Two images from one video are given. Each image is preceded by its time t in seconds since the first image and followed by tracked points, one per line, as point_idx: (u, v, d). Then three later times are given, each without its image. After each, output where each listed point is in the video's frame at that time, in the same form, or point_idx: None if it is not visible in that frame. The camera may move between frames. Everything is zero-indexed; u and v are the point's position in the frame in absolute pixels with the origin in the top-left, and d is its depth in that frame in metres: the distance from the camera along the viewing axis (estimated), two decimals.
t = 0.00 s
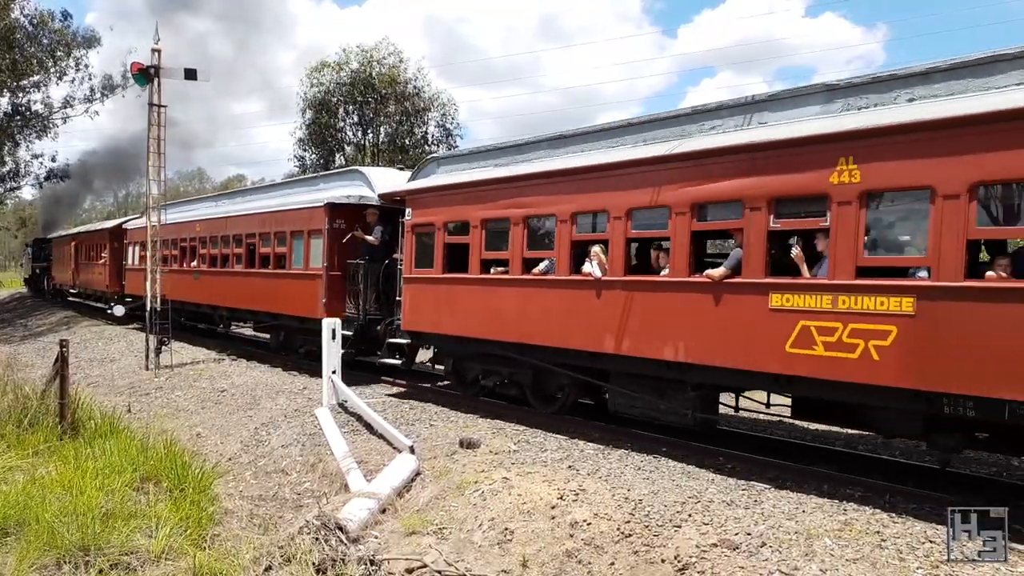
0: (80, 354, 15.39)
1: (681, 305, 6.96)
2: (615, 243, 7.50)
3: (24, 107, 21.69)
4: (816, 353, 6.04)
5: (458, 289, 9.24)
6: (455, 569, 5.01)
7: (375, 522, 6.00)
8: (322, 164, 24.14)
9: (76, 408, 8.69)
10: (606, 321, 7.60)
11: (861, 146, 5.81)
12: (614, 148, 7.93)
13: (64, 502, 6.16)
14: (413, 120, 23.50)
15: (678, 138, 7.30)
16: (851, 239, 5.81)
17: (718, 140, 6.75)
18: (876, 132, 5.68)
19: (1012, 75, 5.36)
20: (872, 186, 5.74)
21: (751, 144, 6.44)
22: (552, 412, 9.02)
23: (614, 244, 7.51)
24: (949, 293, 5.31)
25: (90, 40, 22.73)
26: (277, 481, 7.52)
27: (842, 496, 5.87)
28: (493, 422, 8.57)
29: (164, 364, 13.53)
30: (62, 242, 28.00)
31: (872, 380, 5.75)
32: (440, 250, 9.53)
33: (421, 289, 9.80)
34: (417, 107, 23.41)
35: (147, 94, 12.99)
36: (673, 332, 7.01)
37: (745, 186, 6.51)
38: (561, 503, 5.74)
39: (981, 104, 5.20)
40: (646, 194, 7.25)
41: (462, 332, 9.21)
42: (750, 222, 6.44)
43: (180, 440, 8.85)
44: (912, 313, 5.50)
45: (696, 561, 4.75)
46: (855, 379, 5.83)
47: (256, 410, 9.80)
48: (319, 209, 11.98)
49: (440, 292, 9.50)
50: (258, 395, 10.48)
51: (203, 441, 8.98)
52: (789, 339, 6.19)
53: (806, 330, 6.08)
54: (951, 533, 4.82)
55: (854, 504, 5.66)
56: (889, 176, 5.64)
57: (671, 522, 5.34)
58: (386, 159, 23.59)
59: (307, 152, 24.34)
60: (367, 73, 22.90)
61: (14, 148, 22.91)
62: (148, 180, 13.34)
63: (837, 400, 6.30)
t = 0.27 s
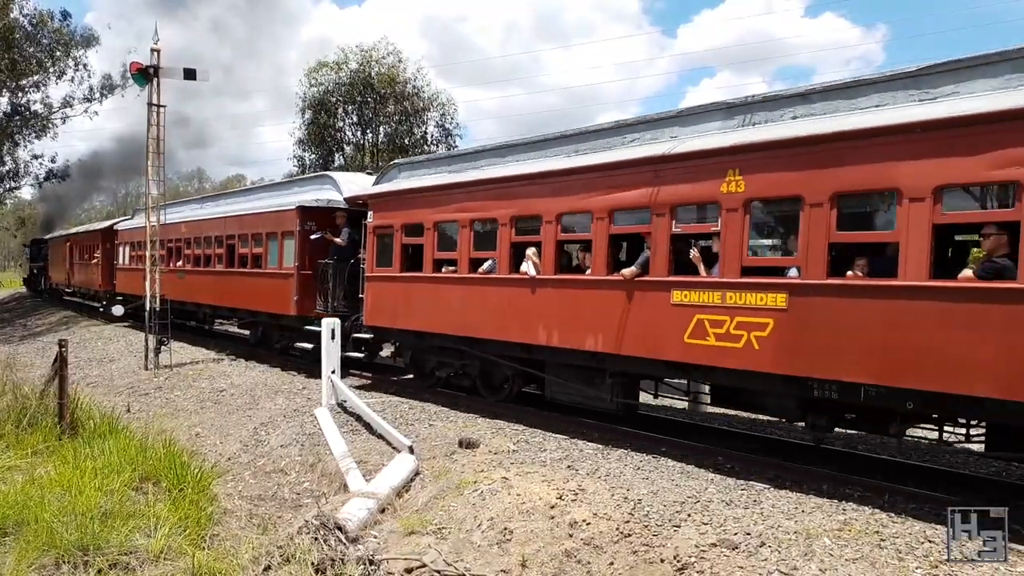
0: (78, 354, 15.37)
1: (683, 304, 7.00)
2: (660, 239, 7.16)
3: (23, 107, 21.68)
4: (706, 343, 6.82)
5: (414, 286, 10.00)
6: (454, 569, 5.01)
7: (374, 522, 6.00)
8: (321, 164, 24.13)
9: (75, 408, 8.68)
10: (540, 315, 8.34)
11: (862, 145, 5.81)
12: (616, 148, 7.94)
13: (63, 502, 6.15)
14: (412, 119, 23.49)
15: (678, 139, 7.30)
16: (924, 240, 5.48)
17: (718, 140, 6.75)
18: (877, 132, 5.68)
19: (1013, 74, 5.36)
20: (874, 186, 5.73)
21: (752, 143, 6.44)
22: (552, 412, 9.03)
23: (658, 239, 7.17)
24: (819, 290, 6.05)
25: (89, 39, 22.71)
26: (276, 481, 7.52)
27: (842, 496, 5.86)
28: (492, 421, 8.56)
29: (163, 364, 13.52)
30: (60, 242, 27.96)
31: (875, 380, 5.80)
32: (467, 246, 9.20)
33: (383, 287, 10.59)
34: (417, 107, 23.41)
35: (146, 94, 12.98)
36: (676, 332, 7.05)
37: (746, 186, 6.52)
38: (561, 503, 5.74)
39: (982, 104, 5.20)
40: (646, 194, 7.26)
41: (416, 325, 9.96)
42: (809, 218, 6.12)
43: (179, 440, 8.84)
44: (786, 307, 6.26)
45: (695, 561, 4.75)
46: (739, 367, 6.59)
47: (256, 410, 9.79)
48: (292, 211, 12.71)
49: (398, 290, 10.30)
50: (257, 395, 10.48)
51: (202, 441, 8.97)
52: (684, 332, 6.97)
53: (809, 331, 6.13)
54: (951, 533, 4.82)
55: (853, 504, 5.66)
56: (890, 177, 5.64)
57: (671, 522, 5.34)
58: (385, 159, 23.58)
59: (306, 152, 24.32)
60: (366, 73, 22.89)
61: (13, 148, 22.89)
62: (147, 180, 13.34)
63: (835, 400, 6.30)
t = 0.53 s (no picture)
0: (77, 353, 15.36)
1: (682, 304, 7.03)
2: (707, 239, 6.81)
3: (23, 106, 21.67)
4: (623, 334, 7.50)
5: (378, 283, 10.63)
6: (453, 569, 5.01)
7: (373, 522, 6.00)
8: (320, 164, 24.12)
9: (74, 408, 8.68)
10: (510, 312, 8.68)
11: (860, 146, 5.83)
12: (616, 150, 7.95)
13: (62, 502, 6.15)
14: (411, 119, 23.49)
15: (677, 139, 7.30)
16: (891, 240, 5.68)
17: (718, 140, 6.76)
18: (878, 134, 5.69)
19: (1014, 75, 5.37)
20: (874, 187, 5.73)
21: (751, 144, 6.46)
22: (551, 411, 9.03)
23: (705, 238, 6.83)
24: (723, 287, 6.70)
25: (88, 39, 22.67)
26: (276, 481, 7.52)
27: (840, 496, 5.87)
28: (491, 422, 8.57)
29: (163, 364, 13.51)
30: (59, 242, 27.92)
31: (868, 379, 5.86)
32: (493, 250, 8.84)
33: (347, 286, 11.27)
34: (416, 107, 23.41)
35: (146, 94, 12.98)
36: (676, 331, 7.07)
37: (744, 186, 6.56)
38: (560, 503, 5.74)
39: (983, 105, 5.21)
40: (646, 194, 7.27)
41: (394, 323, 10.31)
42: (874, 217, 5.76)
43: (178, 440, 8.83)
44: (691, 301, 6.93)
45: (694, 561, 4.75)
46: (648, 354, 7.29)
47: (255, 410, 9.79)
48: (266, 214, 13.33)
49: (359, 289, 11.01)
50: (257, 395, 10.48)
51: (201, 441, 8.97)
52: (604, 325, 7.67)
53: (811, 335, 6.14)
54: (950, 533, 4.82)
55: (852, 505, 5.66)
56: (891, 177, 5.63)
57: (670, 523, 5.34)
58: (384, 159, 23.58)
59: (305, 152, 24.31)
60: (366, 73, 22.89)
61: (12, 148, 22.87)
62: (146, 180, 13.33)
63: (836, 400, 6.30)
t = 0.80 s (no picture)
0: (76, 354, 15.36)
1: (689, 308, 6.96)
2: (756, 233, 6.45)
3: (21, 106, 21.67)
4: (561, 327, 8.04)
5: (345, 282, 11.26)
6: (451, 569, 5.01)
7: (371, 522, 5.99)
8: (319, 164, 24.12)
9: (72, 408, 8.67)
10: (504, 313, 8.71)
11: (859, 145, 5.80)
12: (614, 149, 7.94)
13: (59, 502, 6.14)
14: (410, 119, 23.49)
15: (674, 139, 7.28)
16: (965, 240, 5.24)
17: (716, 139, 6.74)
18: (876, 133, 5.66)
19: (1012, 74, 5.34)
20: (872, 187, 5.71)
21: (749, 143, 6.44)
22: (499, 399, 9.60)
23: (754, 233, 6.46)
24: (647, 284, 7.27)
25: (87, 39, 22.66)
26: (274, 481, 7.51)
27: (839, 496, 5.87)
28: (490, 421, 8.56)
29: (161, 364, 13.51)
30: (57, 242, 27.90)
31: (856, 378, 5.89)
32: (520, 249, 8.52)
33: (317, 284, 11.90)
34: (415, 107, 23.41)
35: (144, 94, 12.98)
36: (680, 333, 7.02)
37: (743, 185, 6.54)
38: (559, 503, 5.73)
39: (981, 104, 5.18)
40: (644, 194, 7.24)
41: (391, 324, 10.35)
42: (843, 217, 5.89)
43: (176, 440, 8.83)
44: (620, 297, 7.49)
45: (692, 561, 4.75)
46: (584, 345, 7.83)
47: (253, 410, 9.78)
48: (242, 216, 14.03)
49: (328, 288, 11.63)
50: (255, 395, 10.47)
51: (200, 441, 8.97)
52: (546, 319, 8.22)
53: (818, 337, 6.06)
54: (950, 533, 4.82)
55: (850, 504, 5.66)
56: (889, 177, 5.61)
57: (668, 522, 5.33)
58: (383, 159, 23.58)
59: (304, 152, 24.31)
60: (364, 73, 22.87)
61: (11, 148, 22.87)
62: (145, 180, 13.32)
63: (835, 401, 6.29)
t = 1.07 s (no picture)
0: (74, 353, 15.35)
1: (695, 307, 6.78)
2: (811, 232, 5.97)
3: (19, 106, 21.63)
4: (490, 321, 8.69)
5: (318, 281, 11.61)
6: (450, 569, 5.01)
7: (370, 522, 5.99)
8: (317, 164, 24.11)
9: (70, 408, 8.66)
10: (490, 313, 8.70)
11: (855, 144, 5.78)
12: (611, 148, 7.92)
13: (57, 502, 6.14)
14: (409, 119, 23.48)
15: (670, 141, 7.22)
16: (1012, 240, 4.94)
17: (713, 138, 6.73)
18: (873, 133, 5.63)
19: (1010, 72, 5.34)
20: (870, 188, 5.65)
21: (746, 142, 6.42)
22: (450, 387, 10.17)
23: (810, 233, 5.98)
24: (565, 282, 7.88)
25: (85, 39, 22.63)
26: (272, 481, 7.50)
27: (837, 496, 5.86)
28: (488, 421, 8.56)
29: (160, 363, 13.50)
30: (56, 242, 27.86)
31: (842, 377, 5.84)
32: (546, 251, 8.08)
33: (286, 282, 12.48)
34: (413, 107, 23.40)
35: (142, 93, 12.96)
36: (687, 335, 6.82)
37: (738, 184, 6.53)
38: (557, 503, 5.73)
39: (979, 102, 5.16)
40: (640, 193, 7.22)
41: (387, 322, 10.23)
42: (908, 215, 5.43)
43: (174, 441, 8.81)
44: (543, 294, 8.11)
45: (691, 561, 4.74)
46: (509, 338, 8.47)
47: (252, 410, 9.77)
48: (222, 218, 14.68)
49: (293, 284, 12.21)
50: (254, 395, 10.46)
51: (198, 441, 8.96)
52: (478, 314, 8.87)
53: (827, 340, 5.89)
54: (949, 533, 4.82)
55: (849, 504, 5.66)
56: (887, 178, 5.54)
57: (666, 522, 5.33)
58: (382, 159, 23.57)
59: (302, 152, 24.30)
60: (363, 72, 22.85)
61: (9, 148, 22.83)
62: (143, 180, 13.31)
63: (836, 401, 6.27)
